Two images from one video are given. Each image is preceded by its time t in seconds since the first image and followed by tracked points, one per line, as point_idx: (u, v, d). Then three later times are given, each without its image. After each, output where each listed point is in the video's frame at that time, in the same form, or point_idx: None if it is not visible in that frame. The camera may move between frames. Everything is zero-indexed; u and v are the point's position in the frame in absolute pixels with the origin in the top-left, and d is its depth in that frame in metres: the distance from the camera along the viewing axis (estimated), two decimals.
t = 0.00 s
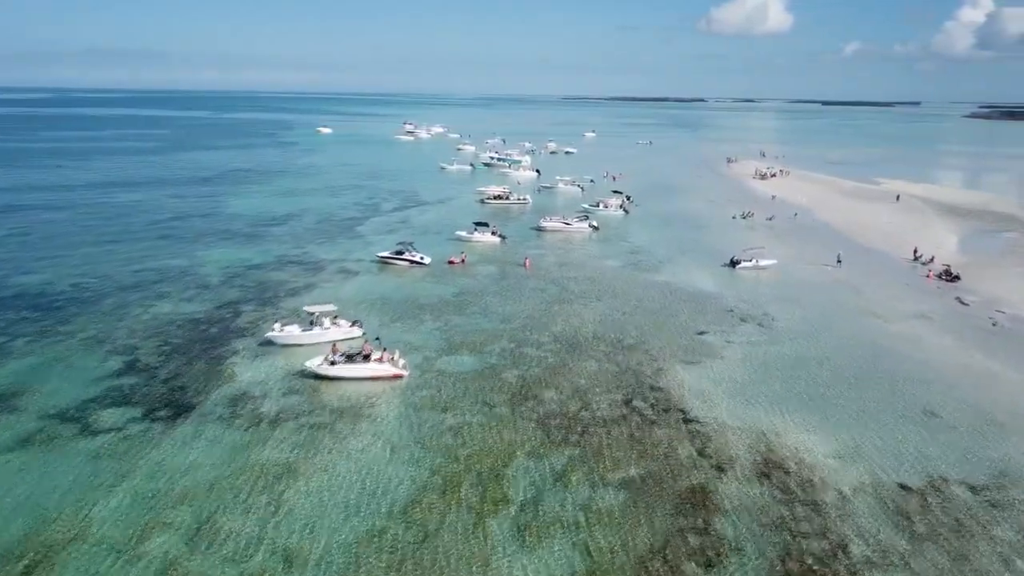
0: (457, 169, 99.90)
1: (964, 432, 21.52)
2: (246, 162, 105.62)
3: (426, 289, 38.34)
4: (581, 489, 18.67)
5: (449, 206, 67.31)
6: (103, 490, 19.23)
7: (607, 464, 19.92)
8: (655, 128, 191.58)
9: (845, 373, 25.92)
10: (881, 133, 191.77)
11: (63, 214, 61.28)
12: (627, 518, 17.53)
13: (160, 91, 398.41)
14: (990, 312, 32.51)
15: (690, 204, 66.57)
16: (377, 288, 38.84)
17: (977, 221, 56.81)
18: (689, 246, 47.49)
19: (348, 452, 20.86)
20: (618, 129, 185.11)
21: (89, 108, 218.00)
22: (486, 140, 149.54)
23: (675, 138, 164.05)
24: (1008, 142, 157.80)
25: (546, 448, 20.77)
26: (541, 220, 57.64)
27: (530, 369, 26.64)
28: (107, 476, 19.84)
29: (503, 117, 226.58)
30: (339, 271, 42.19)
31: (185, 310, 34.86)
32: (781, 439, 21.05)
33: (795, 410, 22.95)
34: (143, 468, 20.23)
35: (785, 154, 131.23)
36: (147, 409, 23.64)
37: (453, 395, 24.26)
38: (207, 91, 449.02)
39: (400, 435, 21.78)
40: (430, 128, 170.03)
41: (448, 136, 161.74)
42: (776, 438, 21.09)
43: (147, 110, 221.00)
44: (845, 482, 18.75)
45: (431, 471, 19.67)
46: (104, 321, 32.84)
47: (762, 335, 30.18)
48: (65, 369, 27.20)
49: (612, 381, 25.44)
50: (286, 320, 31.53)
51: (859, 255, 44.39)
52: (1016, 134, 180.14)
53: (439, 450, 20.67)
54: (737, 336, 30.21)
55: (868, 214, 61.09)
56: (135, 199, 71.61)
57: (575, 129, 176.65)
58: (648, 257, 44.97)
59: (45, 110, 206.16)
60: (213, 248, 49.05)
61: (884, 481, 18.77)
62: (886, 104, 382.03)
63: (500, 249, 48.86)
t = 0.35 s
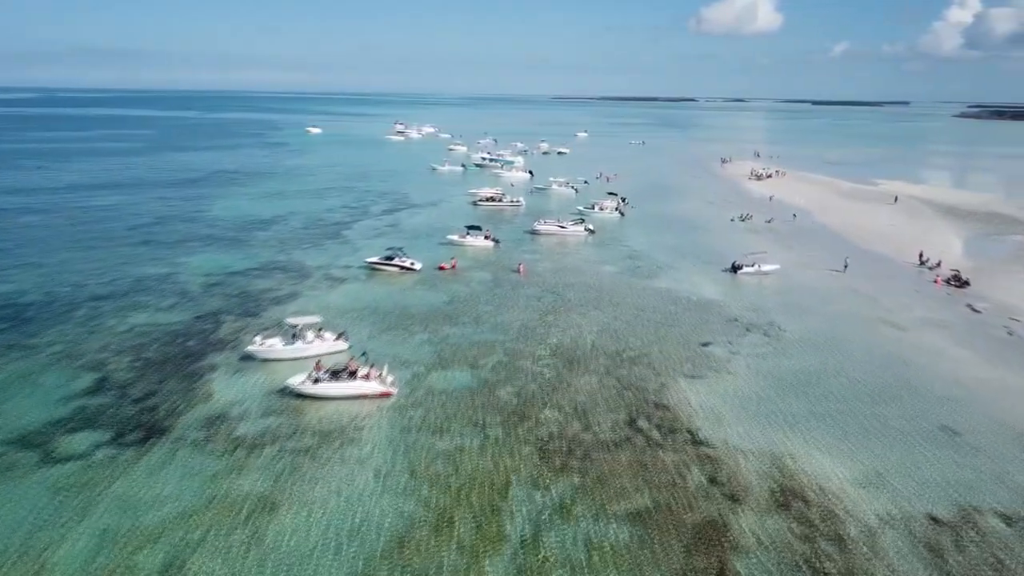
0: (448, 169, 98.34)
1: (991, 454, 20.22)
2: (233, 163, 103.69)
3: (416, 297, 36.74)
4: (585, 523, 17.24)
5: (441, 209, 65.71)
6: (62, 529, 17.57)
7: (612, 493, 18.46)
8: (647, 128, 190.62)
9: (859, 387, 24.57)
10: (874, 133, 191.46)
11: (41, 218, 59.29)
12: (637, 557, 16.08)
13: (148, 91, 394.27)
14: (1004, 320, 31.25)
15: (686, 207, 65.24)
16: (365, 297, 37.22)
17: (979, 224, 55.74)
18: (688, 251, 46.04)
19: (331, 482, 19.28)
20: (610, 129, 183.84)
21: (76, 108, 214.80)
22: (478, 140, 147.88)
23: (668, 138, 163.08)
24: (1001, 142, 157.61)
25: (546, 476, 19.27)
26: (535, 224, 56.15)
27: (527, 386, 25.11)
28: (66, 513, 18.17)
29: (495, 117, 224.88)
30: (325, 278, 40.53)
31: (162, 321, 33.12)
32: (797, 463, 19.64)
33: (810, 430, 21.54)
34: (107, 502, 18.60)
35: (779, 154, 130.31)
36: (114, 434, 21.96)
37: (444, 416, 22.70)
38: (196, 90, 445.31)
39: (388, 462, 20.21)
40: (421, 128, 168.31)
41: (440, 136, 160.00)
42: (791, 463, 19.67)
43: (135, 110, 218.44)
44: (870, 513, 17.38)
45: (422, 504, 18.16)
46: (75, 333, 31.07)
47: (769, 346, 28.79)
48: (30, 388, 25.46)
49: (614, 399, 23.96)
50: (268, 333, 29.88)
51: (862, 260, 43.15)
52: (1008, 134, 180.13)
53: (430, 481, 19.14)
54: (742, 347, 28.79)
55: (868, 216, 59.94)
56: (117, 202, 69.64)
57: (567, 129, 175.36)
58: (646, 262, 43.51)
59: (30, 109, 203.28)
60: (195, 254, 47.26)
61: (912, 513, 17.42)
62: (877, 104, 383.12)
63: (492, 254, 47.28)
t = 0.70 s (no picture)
0: (439, 170, 96.73)
1: None
2: (219, 165, 101.49)
3: (406, 307, 35.01)
4: (593, 567, 15.69)
5: (432, 211, 64.02)
6: None
7: (621, 531, 16.91)
8: (639, 127, 189.63)
9: (876, 406, 23.14)
10: (867, 133, 191.20)
11: (15, 223, 57.08)
12: None
13: (134, 91, 389.70)
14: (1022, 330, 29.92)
15: (683, 209, 63.81)
16: (353, 306, 35.46)
17: (982, 227, 54.67)
18: (688, 255, 44.56)
19: (312, 520, 17.59)
20: (602, 129, 182.62)
21: (60, 108, 211.39)
22: (469, 140, 146.18)
23: (660, 138, 162.08)
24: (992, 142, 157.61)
25: (548, 511, 17.68)
26: (529, 227, 54.58)
27: (524, 406, 23.47)
28: (17, 560, 16.39)
29: (486, 117, 223.20)
30: (310, 287, 38.74)
31: (136, 334, 31.21)
32: (819, 494, 18.15)
33: (829, 455, 20.05)
34: (65, 546, 16.84)
35: (772, 154, 129.44)
36: (76, 464, 20.15)
37: (436, 442, 21.05)
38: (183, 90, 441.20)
39: (375, 495, 18.55)
40: (411, 128, 166.45)
41: (431, 137, 158.22)
42: (812, 494, 18.17)
43: (119, 110, 215.33)
44: (903, 554, 15.94)
45: (414, 545, 16.56)
46: (41, 349, 29.12)
47: (778, 360, 27.28)
48: None
49: (617, 420, 22.37)
50: (248, 349, 28.09)
51: (868, 265, 41.84)
52: (999, 134, 180.35)
53: (421, 518, 17.51)
54: (751, 361, 27.26)
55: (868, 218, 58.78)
56: (97, 205, 67.43)
57: (559, 129, 174.09)
58: (646, 269, 41.95)
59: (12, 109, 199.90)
60: (175, 260, 45.31)
61: (949, 552, 16.01)
62: (866, 104, 384.75)
63: (485, 260, 45.59)
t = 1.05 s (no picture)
0: (431, 171, 95.01)
1: None
2: (205, 166, 99.34)
3: (394, 318, 33.23)
4: None
5: (423, 214, 62.30)
6: None
7: None
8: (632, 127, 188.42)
9: (898, 427, 21.72)
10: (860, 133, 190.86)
11: None
12: None
13: (122, 91, 385.16)
14: None
15: (680, 211, 62.29)
16: (340, 317, 33.70)
17: (985, 230, 53.55)
18: (688, 261, 43.00)
19: (290, 567, 15.89)
20: (594, 129, 181.37)
21: (46, 108, 207.96)
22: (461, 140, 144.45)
23: (654, 138, 160.95)
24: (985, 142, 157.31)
25: (553, 553, 16.09)
26: (523, 231, 52.96)
27: (521, 428, 21.85)
28: None
29: (477, 117, 221.46)
30: (294, 296, 36.90)
31: (107, 349, 29.31)
32: (847, 533, 16.69)
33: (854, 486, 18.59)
34: None
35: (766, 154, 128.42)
36: (31, 500, 18.35)
37: (426, 472, 19.38)
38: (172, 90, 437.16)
39: (360, 537, 16.87)
40: (402, 128, 164.55)
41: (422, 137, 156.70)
42: (839, 533, 16.71)
43: (105, 110, 212.30)
44: None
45: None
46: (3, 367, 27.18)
47: (790, 375, 25.79)
48: None
49: (623, 445, 20.76)
50: (226, 368, 26.30)
51: (874, 272, 40.50)
52: (991, 133, 181.39)
53: (413, 563, 15.86)
54: (760, 377, 25.75)
55: (869, 221, 57.58)
56: (76, 208, 65.24)
57: (552, 129, 172.69)
58: (645, 275, 40.38)
59: None
60: (153, 267, 43.35)
61: None
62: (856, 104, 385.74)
63: (478, 266, 43.82)
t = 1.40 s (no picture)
0: (422, 172, 93.29)
1: None
2: (192, 167, 97.27)
3: (384, 329, 31.62)
4: None
5: (414, 217, 60.65)
6: None
7: None
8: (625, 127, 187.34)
9: (924, 450, 20.29)
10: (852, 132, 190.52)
11: None
12: None
13: (110, 91, 381.03)
14: None
15: (678, 213, 60.94)
16: (327, 328, 32.00)
17: (989, 233, 52.47)
18: (690, 267, 41.55)
19: None
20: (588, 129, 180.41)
21: (31, 108, 204.65)
22: (453, 141, 142.89)
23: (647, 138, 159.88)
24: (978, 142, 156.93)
25: None
26: (517, 235, 51.39)
27: (520, 455, 20.27)
28: None
29: (469, 116, 219.96)
30: (280, 306, 35.18)
31: (77, 365, 27.47)
32: None
33: (884, 521, 17.13)
34: None
35: (761, 155, 127.51)
36: None
37: (419, 507, 17.78)
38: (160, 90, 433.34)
39: None
40: (393, 128, 162.75)
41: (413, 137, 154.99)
42: None
43: (92, 109, 209.39)
44: None
45: None
46: None
47: (804, 393, 24.33)
48: None
49: (630, 473, 19.25)
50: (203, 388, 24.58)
51: (881, 278, 39.20)
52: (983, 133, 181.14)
53: None
54: (772, 394, 24.27)
55: (870, 224, 56.40)
56: (55, 211, 63.14)
57: (544, 129, 171.27)
58: (645, 283, 38.91)
59: None
60: (132, 274, 41.45)
61: None
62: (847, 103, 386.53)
63: (471, 272, 42.26)
